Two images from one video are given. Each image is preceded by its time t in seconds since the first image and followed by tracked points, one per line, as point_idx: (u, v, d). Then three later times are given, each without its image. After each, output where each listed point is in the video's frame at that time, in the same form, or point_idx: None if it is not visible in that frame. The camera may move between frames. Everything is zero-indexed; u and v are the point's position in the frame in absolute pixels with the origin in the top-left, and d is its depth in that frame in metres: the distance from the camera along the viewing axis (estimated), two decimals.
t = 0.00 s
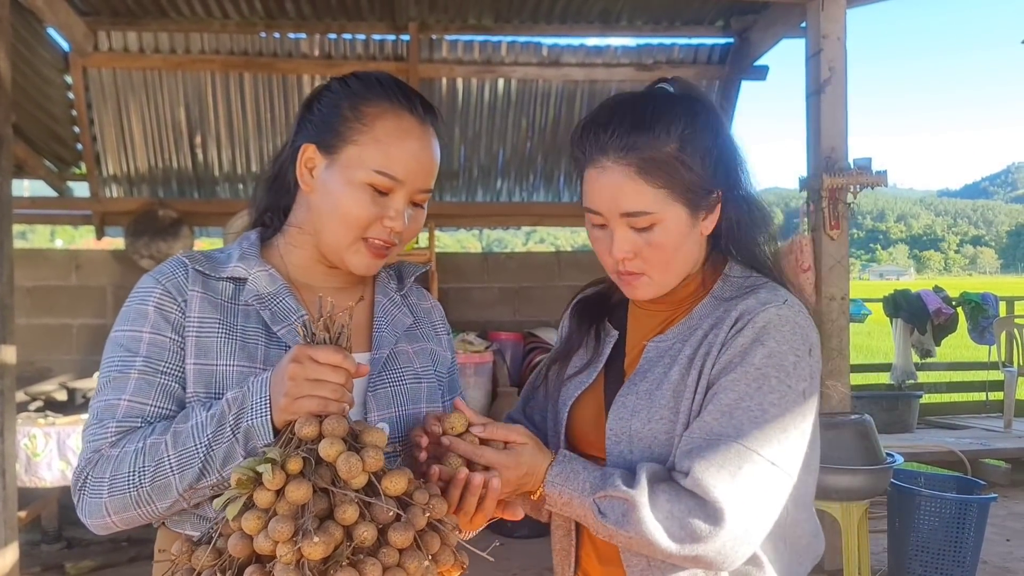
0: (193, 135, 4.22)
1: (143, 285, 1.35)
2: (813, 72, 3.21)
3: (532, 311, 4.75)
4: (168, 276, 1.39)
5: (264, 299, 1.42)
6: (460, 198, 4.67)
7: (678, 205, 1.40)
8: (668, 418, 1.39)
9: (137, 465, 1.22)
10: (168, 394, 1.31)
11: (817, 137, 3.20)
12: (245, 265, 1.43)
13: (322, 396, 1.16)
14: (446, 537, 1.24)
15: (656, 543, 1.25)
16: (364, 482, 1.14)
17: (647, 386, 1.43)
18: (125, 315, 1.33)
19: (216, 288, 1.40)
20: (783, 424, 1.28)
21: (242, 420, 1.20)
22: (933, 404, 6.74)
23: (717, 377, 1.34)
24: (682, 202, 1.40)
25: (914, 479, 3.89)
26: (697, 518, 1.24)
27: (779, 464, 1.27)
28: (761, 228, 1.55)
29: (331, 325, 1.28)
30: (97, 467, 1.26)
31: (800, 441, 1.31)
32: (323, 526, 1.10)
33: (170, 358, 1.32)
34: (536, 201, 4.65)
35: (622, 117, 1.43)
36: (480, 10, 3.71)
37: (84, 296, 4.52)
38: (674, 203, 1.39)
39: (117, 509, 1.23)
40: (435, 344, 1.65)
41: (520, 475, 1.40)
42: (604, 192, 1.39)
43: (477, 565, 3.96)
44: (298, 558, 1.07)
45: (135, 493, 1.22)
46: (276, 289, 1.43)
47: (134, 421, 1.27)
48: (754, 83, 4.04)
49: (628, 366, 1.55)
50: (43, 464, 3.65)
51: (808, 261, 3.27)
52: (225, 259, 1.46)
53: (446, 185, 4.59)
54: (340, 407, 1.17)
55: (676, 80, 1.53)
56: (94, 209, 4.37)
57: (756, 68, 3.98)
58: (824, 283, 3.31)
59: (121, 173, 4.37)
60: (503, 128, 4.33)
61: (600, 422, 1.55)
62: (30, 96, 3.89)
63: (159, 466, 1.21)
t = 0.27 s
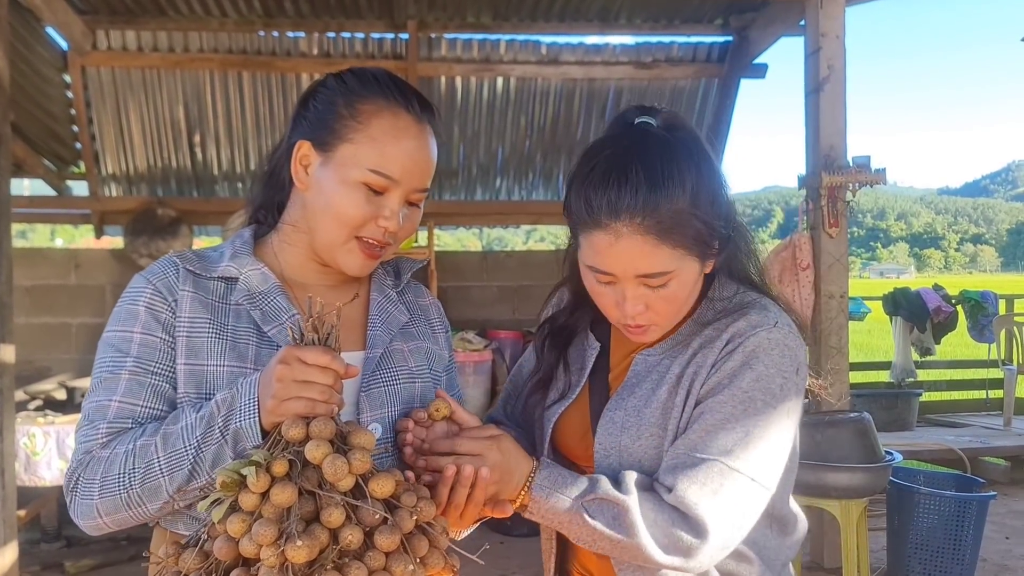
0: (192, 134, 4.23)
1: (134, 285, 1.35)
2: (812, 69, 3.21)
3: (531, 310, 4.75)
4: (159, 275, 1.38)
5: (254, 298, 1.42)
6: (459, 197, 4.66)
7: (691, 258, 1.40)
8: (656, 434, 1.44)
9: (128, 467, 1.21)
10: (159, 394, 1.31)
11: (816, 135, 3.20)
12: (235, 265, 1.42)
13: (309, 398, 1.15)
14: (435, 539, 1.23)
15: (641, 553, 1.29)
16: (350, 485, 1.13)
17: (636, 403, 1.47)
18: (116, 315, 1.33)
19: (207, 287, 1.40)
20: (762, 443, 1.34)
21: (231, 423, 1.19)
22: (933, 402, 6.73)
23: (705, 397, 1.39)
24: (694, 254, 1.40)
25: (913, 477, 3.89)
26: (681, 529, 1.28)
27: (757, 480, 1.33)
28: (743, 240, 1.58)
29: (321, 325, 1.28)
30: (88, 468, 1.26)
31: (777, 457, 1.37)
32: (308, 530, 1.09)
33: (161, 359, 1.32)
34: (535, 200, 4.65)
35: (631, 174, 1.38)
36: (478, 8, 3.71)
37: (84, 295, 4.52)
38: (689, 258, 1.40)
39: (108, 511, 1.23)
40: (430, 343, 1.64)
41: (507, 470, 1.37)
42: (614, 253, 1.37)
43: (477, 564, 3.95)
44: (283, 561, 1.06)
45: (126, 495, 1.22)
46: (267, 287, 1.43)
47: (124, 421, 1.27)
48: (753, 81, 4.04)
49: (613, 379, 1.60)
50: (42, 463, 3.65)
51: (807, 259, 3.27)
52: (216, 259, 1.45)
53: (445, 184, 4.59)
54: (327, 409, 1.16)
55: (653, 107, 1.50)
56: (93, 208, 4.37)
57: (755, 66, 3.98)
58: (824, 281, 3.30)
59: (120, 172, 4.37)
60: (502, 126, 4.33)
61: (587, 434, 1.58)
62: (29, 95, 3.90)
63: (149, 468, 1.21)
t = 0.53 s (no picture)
0: (191, 131, 4.23)
1: (128, 283, 1.34)
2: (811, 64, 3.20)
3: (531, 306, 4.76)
4: (153, 273, 1.37)
5: (249, 295, 1.42)
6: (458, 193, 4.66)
7: (693, 286, 1.42)
8: (645, 441, 1.49)
9: (125, 467, 1.21)
10: (155, 393, 1.31)
11: (815, 130, 3.20)
12: (230, 262, 1.42)
13: (310, 395, 1.16)
14: (437, 534, 1.23)
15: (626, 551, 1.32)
16: (353, 481, 1.14)
17: (627, 412, 1.52)
18: (111, 313, 1.32)
19: (202, 285, 1.39)
20: (746, 449, 1.38)
21: (229, 421, 1.19)
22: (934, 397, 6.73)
23: (694, 406, 1.43)
24: (696, 282, 1.41)
25: (913, 472, 3.89)
26: (664, 526, 1.31)
27: (739, 485, 1.36)
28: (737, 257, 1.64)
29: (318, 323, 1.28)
30: (85, 468, 1.26)
31: (759, 461, 1.40)
32: (312, 527, 1.10)
33: (156, 358, 1.31)
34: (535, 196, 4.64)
35: (631, 210, 1.38)
36: (477, 5, 3.71)
37: (84, 293, 4.53)
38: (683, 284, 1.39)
39: (106, 511, 1.23)
40: (428, 340, 1.64)
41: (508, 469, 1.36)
42: (617, 288, 1.37)
43: (478, 560, 3.96)
44: (287, 559, 1.07)
45: (123, 495, 1.22)
46: (264, 285, 1.43)
47: (121, 421, 1.26)
48: (752, 77, 4.04)
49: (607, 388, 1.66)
50: (43, 460, 3.66)
51: (807, 254, 3.28)
52: (212, 256, 1.45)
53: (445, 180, 4.59)
54: (328, 406, 1.16)
55: (642, 133, 1.52)
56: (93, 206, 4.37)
57: (754, 61, 3.98)
58: (824, 276, 3.29)
59: (119, 169, 4.37)
60: (501, 123, 4.33)
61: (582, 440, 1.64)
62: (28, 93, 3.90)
63: (147, 468, 1.20)
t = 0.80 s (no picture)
0: (189, 130, 4.23)
1: (125, 281, 1.34)
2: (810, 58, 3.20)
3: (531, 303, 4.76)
4: (150, 272, 1.37)
5: (246, 292, 1.42)
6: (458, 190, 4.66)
7: (706, 300, 1.47)
8: (653, 450, 1.54)
9: (123, 466, 1.21)
10: (153, 392, 1.31)
11: (815, 124, 3.20)
12: (227, 259, 1.42)
13: (306, 394, 1.15)
14: (435, 532, 1.24)
15: (653, 558, 1.38)
16: (350, 481, 1.14)
17: (636, 421, 1.56)
18: (108, 312, 1.32)
19: (199, 283, 1.39)
20: (752, 455, 1.47)
21: (225, 421, 1.19)
22: (934, 391, 6.73)
23: (705, 417, 1.49)
24: (709, 297, 1.47)
25: (914, 466, 3.89)
26: (684, 532, 1.39)
27: (750, 490, 1.46)
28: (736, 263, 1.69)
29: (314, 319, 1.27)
30: (84, 468, 1.26)
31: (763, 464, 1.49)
32: (310, 527, 1.10)
33: (153, 356, 1.31)
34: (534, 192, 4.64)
35: (650, 230, 1.43)
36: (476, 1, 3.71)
37: (83, 291, 4.53)
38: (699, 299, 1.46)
39: (105, 510, 1.23)
40: (426, 336, 1.64)
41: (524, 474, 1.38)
42: (638, 307, 1.42)
43: (479, 556, 3.96)
44: (285, 560, 1.07)
45: (121, 495, 1.22)
46: (261, 281, 1.43)
47: (119, 420, 1.26)
48: (751, 72, 4.03)
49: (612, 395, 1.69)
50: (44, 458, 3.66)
51: (806, 248, 3.28)
52: (208, 253, 1.45)
53: (444, 177, 4.59)
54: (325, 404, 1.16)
55: (646, 151, 1.58)
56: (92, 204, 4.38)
57: (753, 56, 3.98)
58: (824, 270, 3.29)
59: (119, 168, 4.38)
60: (500, 119, 4.33)
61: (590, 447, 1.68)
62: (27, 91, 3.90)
63: (144, 467, 1.20)
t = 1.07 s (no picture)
0: (188, 130, 4.23)
1: (126, 283, 1.35)
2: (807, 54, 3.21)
3: (531, 300, 4.76)
4: (150, 273, 1.38)
5: (246, 292, 1.41)
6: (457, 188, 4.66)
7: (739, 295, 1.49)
8: (668, 437, 1.55)
9: (124, 468, 1.21)
10: (154, 394, 1.31)
11: (812, 120, 3.20)
12: (227, 259, 1.42)
13: (303, 397, 1.15)
14: (434, 533, 1.24)
15: (653, 535, 1.37)
16: (347, 483, 1.14)
17: (654, 409, 1.57)
18: (109, 314, 1.33)
19: (199, 284, 1.39)
20: (765, 442, 1.48)
21: (225, 423, 1.19)
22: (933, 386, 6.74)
23: (721, 404, 1.51)
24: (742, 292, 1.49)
25: (914, 460, 3.90)
26: (689, 509, 1.39)
27: (756, 479, 1.46)
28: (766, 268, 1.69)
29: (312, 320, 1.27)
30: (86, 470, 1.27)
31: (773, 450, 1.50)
32: (307, 531, 1.11)
33: (154, 358, 1.32)
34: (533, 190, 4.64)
35: (696, 223, 1.44)
36: None
37: (83, 291, 4.53)
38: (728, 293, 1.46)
39: (107, 512, 1.23)
40: (428, 334, 1.63)
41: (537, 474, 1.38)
42: (676, 295, 1.43)
43: (480, 553, 3.97)
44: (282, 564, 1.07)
45: (122, 497, 1.22)
46: (260, 282, 1.43)
47: (120, 422, 1.27)
48: (749, 68, 4.03)
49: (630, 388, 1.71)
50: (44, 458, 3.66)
51: (805, 244, 3.28)
52: (209, 254, 1.45)
53: (443, 175, 4.59)
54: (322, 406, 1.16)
55: (693, 147, 1.60)
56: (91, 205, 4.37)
57: (750, 52, 3.98)
58: (823, 266, 3.30)
59: (117, 168, 4.38)
60: (498, 117, 4.33)
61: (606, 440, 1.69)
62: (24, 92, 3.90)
63: (144, 470, 1.20)
